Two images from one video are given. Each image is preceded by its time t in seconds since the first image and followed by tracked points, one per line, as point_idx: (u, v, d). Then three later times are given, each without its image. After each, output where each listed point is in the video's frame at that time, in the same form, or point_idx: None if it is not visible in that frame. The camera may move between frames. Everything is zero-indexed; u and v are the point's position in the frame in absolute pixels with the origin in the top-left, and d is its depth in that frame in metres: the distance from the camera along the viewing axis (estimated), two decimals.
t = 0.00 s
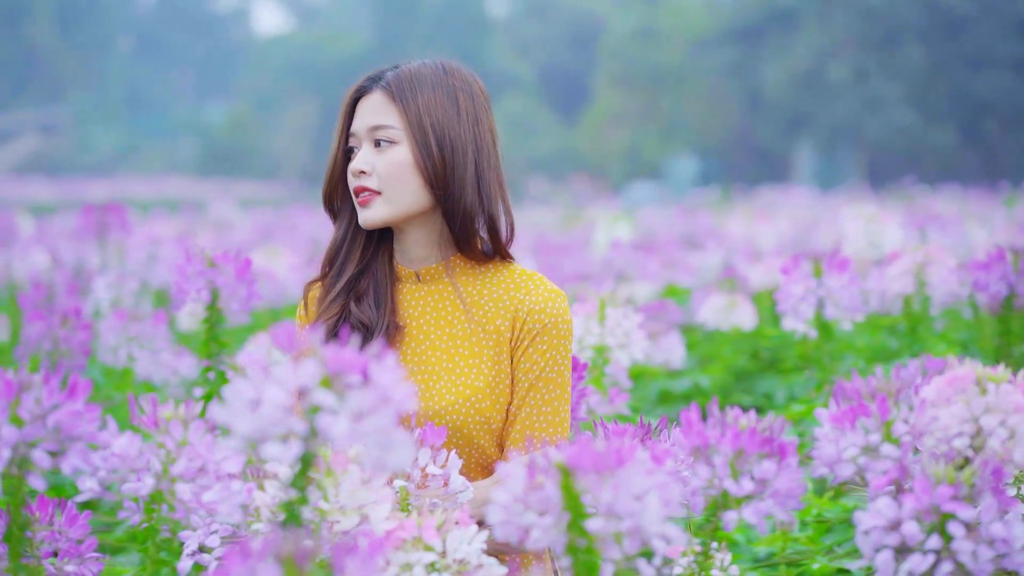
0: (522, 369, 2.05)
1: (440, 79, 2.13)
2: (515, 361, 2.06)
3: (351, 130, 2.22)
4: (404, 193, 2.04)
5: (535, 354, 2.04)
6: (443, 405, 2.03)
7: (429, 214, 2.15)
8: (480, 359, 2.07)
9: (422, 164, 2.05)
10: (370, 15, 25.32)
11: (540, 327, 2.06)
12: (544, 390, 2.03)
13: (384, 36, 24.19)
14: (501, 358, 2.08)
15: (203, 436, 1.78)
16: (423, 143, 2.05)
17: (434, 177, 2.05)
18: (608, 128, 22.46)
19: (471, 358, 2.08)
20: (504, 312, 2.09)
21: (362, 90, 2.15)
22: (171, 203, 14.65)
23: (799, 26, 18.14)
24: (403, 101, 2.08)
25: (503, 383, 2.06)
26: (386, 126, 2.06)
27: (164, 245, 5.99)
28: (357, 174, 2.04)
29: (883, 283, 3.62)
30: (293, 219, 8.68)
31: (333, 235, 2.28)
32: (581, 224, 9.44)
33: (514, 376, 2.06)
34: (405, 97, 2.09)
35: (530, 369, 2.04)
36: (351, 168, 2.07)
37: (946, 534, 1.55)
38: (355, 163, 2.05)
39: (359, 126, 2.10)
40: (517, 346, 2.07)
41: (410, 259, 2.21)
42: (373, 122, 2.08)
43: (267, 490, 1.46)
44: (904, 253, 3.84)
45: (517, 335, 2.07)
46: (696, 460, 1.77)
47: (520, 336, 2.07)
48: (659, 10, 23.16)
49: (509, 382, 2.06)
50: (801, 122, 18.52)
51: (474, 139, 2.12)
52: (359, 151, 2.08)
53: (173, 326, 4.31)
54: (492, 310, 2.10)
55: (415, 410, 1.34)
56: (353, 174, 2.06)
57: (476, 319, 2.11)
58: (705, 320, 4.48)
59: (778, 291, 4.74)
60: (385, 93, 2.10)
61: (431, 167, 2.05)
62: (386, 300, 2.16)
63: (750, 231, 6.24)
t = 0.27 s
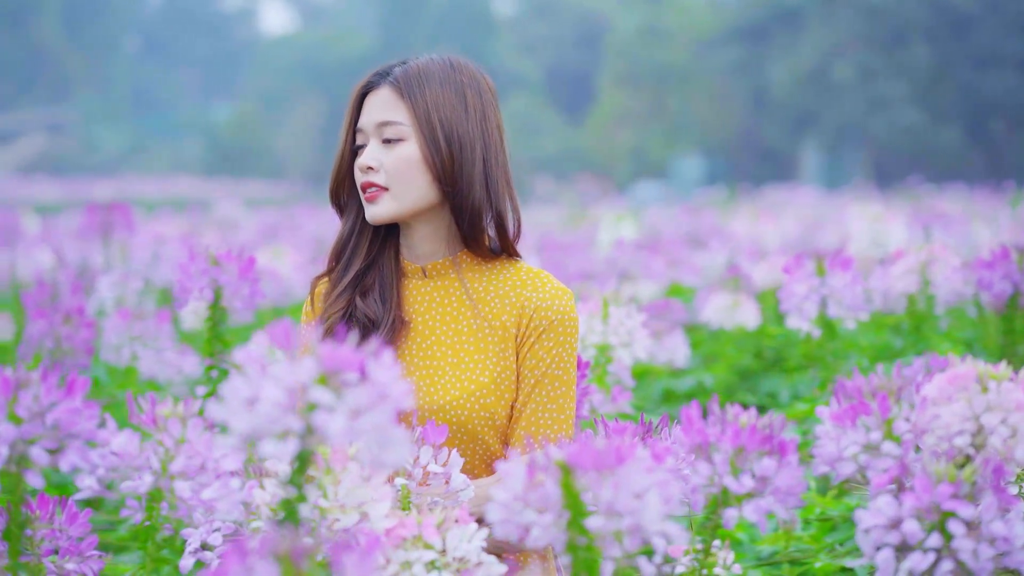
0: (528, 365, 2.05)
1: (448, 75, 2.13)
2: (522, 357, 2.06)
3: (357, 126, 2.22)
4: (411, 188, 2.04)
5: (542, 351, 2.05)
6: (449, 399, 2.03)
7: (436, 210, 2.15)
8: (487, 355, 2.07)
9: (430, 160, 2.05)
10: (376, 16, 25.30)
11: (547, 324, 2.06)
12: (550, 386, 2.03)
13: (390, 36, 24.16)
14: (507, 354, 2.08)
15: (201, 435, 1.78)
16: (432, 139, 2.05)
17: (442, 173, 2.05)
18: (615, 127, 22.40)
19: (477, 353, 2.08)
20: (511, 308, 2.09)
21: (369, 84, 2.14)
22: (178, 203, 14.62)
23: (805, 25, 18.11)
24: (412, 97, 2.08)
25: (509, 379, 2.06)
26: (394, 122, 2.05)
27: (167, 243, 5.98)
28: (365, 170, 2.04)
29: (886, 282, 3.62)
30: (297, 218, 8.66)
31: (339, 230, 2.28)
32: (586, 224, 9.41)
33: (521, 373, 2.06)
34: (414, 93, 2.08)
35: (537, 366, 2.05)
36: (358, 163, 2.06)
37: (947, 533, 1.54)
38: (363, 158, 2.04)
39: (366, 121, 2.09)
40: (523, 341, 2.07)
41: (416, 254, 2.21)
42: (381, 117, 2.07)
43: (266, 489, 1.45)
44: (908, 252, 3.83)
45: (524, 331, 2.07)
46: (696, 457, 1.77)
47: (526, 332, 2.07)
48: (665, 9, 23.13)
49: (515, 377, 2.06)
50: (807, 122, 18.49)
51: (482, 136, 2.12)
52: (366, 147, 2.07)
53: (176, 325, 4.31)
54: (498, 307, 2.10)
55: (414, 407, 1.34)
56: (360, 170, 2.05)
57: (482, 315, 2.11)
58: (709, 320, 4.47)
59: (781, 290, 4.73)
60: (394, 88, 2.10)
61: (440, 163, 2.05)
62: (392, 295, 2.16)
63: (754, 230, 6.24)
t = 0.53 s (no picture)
0: (534, 361, 2.05)
1: (456, 72, 2.12)
2: (529, 353, 2.06)
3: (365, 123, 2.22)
4: (419, 186, 2.04)
5: (548, 348, 2.05)
6: (455, 395, 2.03)
7: (442, 207, 2.15)
8: (493, 351, 2.08)
9: (439, 157, 2.05)
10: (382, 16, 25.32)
11: (553, 320, 2.06)
12: (556, 382, 2.03)
13: (395, 36, 24.16)
14: (514, 350, 2.08)
15: (201, 434, 1.79)
16: (440, 137, 2.05)
17: (451, 170, 2.05)
18: (620, 127, 22.35)
19: (482, 349, 2.08)
20: (517, 305, 2.09)
21: (377, 82, 2.14)
22: (183, 203, 14.63)
23: (811, 24, 18.07)
24: (420, 95, 2.07)
25: (515, 375, 2.06)
26: (402, 120, 2.06)
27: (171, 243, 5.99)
28: (374, 168, 2.04)
29: (890, 282, 3.61)
30: (302, 218, 8.66)
31: (346, 227, 2.29)
32: (591, 224, 9.40)
33: (527, 368, 2.06)
34: (422, 90, 2.08)
35: (543, 362, 2.05)
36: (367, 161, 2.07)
37: (947, 532, 1.54)
38: (371, 156, 2.04)
39: (374, 119, 2.09)
40: (529, 337, 2.08)
41: (422, 250, 2.21)
42: (389, 115, 2.07)
43: (265, 489, 1.45)
44: (913, 252, 3.82)
45: (530, 328, 2.07)
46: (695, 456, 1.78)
47: (533, 329, 2.07)
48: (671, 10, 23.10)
49: (521, 374, 2.06)
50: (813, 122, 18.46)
51: (489, 134, 2.12)
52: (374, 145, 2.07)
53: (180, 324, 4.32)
54: (504, 304, 2.10)
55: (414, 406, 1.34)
56: (368, 168, 2.06)
57: (488, 311, 2.11)
58: (714, 320, 4.47)
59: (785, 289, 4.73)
60: (402, 85, 2.09)
61: (449, 160, 2.05)
62: (399, 291, 2.16)
63: (759, 230, 6.23)
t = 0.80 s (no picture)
0: (539, 356, 2.05)
1: (463, 70, 2.12)
2: (534, 348, 2.06)
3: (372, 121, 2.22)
4: (427, 185, 2.04)
5: (553, 343, 2.05)
6: (461, 391, 2.03)
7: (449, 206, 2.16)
8: (497, 346, 2.08)
9: (448, 156, 2.05)
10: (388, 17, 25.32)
11: (558, 317, 2.06)
12: (561, 377, 2.03)
13: (402, 37, 24.16)
14: (518, 344, 2.08)
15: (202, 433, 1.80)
16: (450, 136, 2.05)
17: (460, 169, 2.05)
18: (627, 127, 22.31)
19: (487, 345, 2.08)
20: (522, 301, 2.10)
21: (385, 80, 2.13)
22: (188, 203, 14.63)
23: (817, 24, 18.04)
24: (429, 93, 2.07)
25: (519, 370, 2.06)
26: (411, 120, 2.05)
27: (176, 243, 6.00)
28: (382, 168, 2.04)
29: (894, 282, 3.61)
30: (308, 219, 8.66)
31: (352, 224, 2.29)
32: (598, 224, 9.36)
33: (532, 363, 2.06)
34: (431, 89, 2.08)
35: (547, 357, 2.05)
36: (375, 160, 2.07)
37: (948, 532, 1.54)
38: (380, 155, 2.04)
39: (381, 117, 2.09)
40: (533, 333, 2.08)
41: (428, 247, 2.21)
42: (397, 114, 2.07)
43: (266, 488, 1.45)
44: (916, 252, 3.81)
45: (534, 324, 2.08)
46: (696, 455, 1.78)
47: (537, 324, 2.07)
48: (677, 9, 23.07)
49: (525, 369, 2.06)
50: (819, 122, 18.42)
51: (496, 132, 2.12)
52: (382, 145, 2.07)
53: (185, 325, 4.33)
54: (509, 300, 2.10)
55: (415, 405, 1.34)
56: (377, 167, 2.06)
57: (493, 307, 2.11)
58: (718, 319, 4.47)
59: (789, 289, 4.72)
60: (410, 84, 2.09)
61: (458, 159, 2.05)
62: (405, 287, 2.17)
63: (764, 230, 6.21)
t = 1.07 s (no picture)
0: (541, 352, 2.05)
1: (470, 69, 2.12)
2: (536, 343, 2.06)
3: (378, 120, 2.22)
4: (434, 184, 2.04)
5: (555, 339, 2.04)
6: (464, 387, 2.04)
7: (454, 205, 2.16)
8: (500, 342, 2.08)
9: (456, 157, 2.06)
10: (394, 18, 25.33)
11: (561, 312, 2.06)
12: (562, 373, 2.03)
13: (408, 37, 24.16)
14: (521, 340, 2.08)
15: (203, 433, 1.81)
16: (457, 135, 2.05)
17: (468, 168, 2.06)
18: (633, 126, 22.28)
19: (490, 340, 2.08)
20: (525, 298, 2.10)
21: (391, 80, 2.13)
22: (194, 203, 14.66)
23: (823, 24, 18.01)
24: (436, 93, 2.07)
25: (521, 365, 2.06)
26: (418, 120, 2.05)
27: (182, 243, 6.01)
28: (390, 168, 2.04)
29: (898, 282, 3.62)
30: (314, 219, 8.66)
31: (358, 222, 2.29)
32: (604, 224, 9.35)
33: (534, 358, 2.06)
34: (438, 88, 2.08)
35: (549, 352, 2.04)
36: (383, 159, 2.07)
37: (949, 532, 1.54)
38: (387, 155, 2.04)
39: (389, 117, 2.09)
40: (535, 329, 2.07)
41: (433, 245, 2.21)
42: (404, 114, 2.07)
43: (266, 489, 1.46)
44: (920, 252, 3.81)
45: (537, 320, 2.07)
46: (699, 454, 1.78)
47: (539, 320, 2.07)
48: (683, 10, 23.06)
49: (528, 365, 2.06)
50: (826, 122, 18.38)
51: (503, 130, 2.12)
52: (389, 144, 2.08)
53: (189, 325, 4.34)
54: (513, 296, 2.10)
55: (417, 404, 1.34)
56: (385, 167, 2.06)
57: (496, 304, 2.11)
58: (723, 319, 4.47)
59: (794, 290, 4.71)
60: (417, 83, 2.09)
61: (465, 158, 2.05)
62: (410, 284, 2.17)
63: (769, 230, 6.20)
